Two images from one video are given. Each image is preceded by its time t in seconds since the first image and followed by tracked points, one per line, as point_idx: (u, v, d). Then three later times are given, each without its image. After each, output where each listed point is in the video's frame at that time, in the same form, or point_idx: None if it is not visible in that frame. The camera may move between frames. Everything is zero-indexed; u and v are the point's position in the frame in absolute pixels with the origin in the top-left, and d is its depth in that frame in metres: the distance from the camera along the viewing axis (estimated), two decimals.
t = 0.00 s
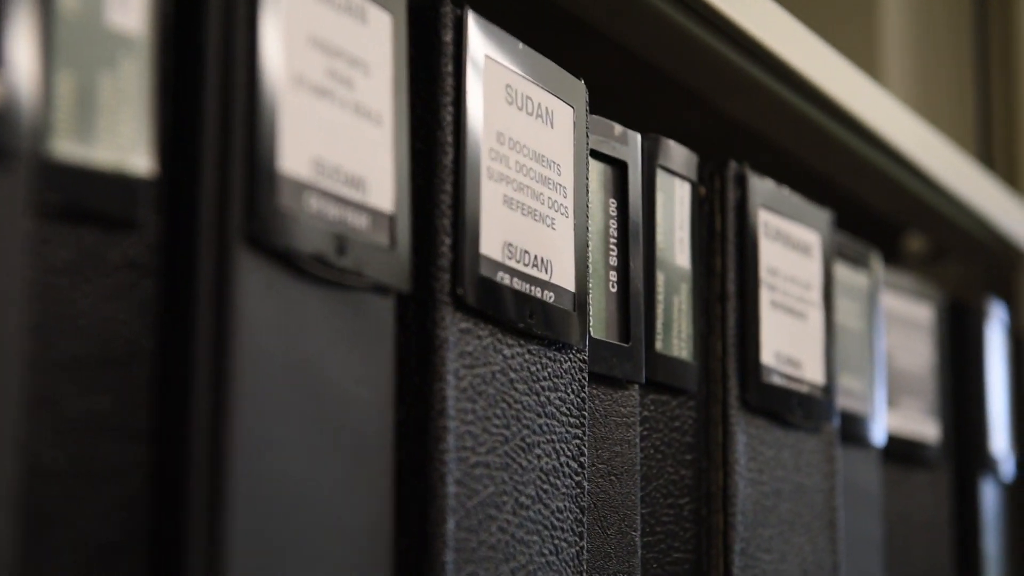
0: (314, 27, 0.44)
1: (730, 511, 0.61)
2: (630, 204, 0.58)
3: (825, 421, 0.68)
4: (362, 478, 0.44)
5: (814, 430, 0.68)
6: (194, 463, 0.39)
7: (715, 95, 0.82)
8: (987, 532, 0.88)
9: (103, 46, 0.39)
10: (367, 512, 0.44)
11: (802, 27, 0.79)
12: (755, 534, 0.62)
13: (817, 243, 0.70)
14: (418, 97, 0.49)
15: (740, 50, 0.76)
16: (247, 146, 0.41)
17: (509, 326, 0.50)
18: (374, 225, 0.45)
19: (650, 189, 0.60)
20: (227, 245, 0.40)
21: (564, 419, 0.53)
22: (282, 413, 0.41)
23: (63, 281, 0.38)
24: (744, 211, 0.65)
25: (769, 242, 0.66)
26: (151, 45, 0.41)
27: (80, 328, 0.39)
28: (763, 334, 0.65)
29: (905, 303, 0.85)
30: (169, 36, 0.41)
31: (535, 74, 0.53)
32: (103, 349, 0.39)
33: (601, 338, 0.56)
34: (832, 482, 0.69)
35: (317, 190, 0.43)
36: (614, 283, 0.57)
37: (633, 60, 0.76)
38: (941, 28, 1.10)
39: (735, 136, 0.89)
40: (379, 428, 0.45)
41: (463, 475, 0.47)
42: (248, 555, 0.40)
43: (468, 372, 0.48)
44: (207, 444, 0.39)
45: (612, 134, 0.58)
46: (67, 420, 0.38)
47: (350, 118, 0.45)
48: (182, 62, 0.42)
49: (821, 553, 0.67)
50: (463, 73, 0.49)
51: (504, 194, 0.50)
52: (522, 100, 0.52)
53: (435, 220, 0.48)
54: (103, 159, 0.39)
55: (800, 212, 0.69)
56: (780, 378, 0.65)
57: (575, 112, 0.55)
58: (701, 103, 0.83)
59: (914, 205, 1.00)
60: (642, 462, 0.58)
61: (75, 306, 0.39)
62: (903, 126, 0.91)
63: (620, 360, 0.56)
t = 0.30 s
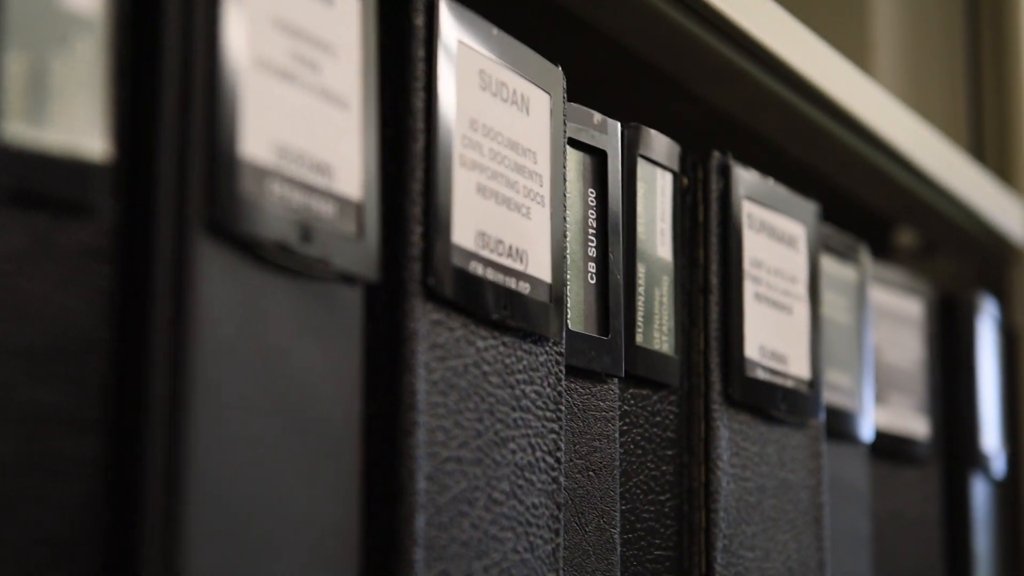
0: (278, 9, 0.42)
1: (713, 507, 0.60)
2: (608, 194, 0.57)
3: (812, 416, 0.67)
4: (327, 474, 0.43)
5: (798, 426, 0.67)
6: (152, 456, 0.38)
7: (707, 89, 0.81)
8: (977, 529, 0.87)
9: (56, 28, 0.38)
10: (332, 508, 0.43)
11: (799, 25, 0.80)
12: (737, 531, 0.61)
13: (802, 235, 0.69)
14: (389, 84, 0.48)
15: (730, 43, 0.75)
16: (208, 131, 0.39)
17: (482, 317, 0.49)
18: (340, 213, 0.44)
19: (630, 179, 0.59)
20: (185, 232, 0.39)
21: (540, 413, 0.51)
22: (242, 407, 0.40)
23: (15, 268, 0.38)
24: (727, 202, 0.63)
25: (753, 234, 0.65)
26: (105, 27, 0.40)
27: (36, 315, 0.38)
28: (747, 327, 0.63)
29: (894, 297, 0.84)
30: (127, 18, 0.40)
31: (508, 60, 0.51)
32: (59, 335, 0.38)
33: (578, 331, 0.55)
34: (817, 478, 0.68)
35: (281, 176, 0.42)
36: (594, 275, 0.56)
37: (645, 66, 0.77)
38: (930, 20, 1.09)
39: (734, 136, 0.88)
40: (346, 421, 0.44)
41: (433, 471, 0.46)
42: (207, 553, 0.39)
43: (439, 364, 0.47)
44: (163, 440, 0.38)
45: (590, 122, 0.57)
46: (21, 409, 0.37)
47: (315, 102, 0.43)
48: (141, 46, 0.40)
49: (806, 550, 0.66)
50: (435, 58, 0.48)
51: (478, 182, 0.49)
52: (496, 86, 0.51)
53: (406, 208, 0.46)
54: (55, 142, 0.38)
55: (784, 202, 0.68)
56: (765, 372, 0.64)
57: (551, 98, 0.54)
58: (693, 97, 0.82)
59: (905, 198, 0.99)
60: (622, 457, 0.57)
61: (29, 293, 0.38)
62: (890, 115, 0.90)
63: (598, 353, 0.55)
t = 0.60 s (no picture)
0: None
1: (693, 504, 0.58)
2: (584, 183, 0.56)
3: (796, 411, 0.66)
4: (288, 468, 0.42)
5: (782, 421, 0.65)
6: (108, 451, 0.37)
7: (696, 83, 0.79)
8: (967, 527, 0.85)
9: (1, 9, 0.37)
10: (294, 504, 0.42)
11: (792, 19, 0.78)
12: (719, 528, 0.60)
13: (786, 226, 0.68)
14: (354, 69, 0.46)
15: (722, 36, 0.73)
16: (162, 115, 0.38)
17: (452, 308, 0.47)
18: (303, 200, 0.43)
19: (609, 168, 0.58)
20: (138, 218, 0.38)
21: (513, 408, 0.50)
22: (197, 400, 0.39)
23: None
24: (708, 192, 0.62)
25: (735, 225, 0.63)
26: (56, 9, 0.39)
27: None
28: (729, 319, 0.62)
29: (882, 291, 0.82)
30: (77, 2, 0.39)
31: (479, 44, 0.50)
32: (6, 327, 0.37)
33: (554, 323, 0.53)
34: (802, 474, 0.66)
35: (240, 161, 0.40)
36: (570, 266, 0.55)
37: (645, 65, 0.76)
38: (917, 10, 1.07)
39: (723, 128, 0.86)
40: (309, 414, 0.43)
41: (400, 466, 0.45)
42: (160, 551, 0.37)
43: (407, 356, 0.45)
44: (116, 435, 0.37)
45: (566, 109, 0.55)
46: None
47: (277, 85, 0.42)
48: (92, 31, 0.40)
49: (789, 547, 0.65)
50: (402, 41, 0.46)
51: (449, 169, 0.48)
52: (467, 71, 0.49)
53: (372, 195, 0.45)
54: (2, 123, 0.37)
55: (767, 193, 0.66)
56: (747, 365, 0.63)
57: (525, 84, 0.52)
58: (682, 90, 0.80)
59: (895, 191, 0.98)
60: (599, 452, 0.56)
61: None
62: (881, 109, 0.89)
63: (573, 345, 0.54)
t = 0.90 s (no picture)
0: None
1: (673, 500, 0.57)
2: (560, 170, 0.55)
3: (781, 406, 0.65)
4: (248, 462, 0.40)
5: (765, 416, 0.64)
6: (52, 443, 0.36)
7: (687, 77, 0.77)
8: (957, 525, 0.84)
9: None
10: (253, 499, 0.40)
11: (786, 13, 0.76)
12: (701, 525, 0.59)
13: (770, 216, 0.66)
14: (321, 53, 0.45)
15: (717, 33, 0.72)
16: (111, 98, 0.37)
17: (421, 297, 0.46)
18: (263, 184, 0.41)
19: (587, 157, 0.56)
20: (88, 203, 0.36)
21: (485, 401, 0.49)
22: (151, 392, 0.37)
23: None
24: (690, 182, 0.61)
25: (717, 216, 0.62)
26: None
27: None
28: (711, 312, 0.61)
29: (870, 285, 0.81)
30: None
31: (449, 27, 0.49)
32: None
33: (528, 315, 0.52)
34: (786, 470, 0.65)
35: (196, 144, 0.39)
36: (546, 256, 0.54)
37: (635, 60, 0.74)
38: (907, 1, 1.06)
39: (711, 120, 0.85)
40: (269, 407, 0.41)
41: (366, 460, 0.43)
42: (110, 548, 0.36)
43: (373, 346, 0.44)
44: (61, 427, 0.36)
45: (542, 96, 0.54)
46: None
47: (237, 66, 0.41)
48: (42, 19, 0.39)
49: (772, 544, 0.63)
50: (368, 23, 0.45)
51: (417, 155, 0.47)
52: (436, 54, 0.48)
53: (338, 180, 0.43)
54: None
55: (749, 184, 0.65)
56: (729, 359, 0.61)
57: (498, 69, 0.51)
58: (673, 83, 0.78)
59: (885, 185, 0.96)
60: (575, 447, 0.55)
61: None
62: (877, 106, 0.87)
63: (549, 338, 0.52)
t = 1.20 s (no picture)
0: None
1: (653, 496, 0.56)
2: (536, 158, 0.53)
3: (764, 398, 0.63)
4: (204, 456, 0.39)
5: (749, 410, 0.63)
6: None
7: (672, 68, 0.76)
8: (946, 522, 0.83)
9: None
10: (211, 494, 0.39)
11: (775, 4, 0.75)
12: (682, 521, 0.57)
13: (754, 207, 0.65)
14: (284, 35, 0.43)
15: (703, 22, 0.70)
16: (61, 79, 0.36)
17: (389, 286, 0.45)
18: (222, 168, 0.40)
19: (564, 144, 0.55)
20: (36, 189, 0.35)
21: (456, 394, 0.47)
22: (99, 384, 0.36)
23: None
24: (671, 171, 0.60)
25: (700, 206, 0.61)
26: None
27: None
28: (693, 304, 0.60)
29: (858, 278, 0.80)
30: None
31: (420, 9, 0.47)
32: None
33: (502, 305, 0.51)
34: (769, 466, 0.64)
35: (150, 126, 0.38)
36: (521, 246, 0.52)
37: (619, 49, 0.73)
38: None
39: (697, 111, 0.84)
40: (229, 400, 0.40)
41: (330, 454, 0.42)
42: (57, 546, 0.35)
43: (339, 336, 0.43)
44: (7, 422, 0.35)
45: (518, 82, 0.53)
46: None
47: (194, 46, 0.39)
48: None
49: (755, 541, 0.62)
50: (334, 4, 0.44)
51: (385, 140, 0.45)
52: (406, 37, 0.47)
53: (301, 165, 0.42)
54: None
55: (732, 174, 0.64)
56: (711, 351, 0.60)
57: (470, 54, 0.50)
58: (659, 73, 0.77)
59: (875, 179, 0.95)
60: (551, 441, 0.53)
61: None
62: (866, 97, 0.86)
63: (524, 329, 0.51)
